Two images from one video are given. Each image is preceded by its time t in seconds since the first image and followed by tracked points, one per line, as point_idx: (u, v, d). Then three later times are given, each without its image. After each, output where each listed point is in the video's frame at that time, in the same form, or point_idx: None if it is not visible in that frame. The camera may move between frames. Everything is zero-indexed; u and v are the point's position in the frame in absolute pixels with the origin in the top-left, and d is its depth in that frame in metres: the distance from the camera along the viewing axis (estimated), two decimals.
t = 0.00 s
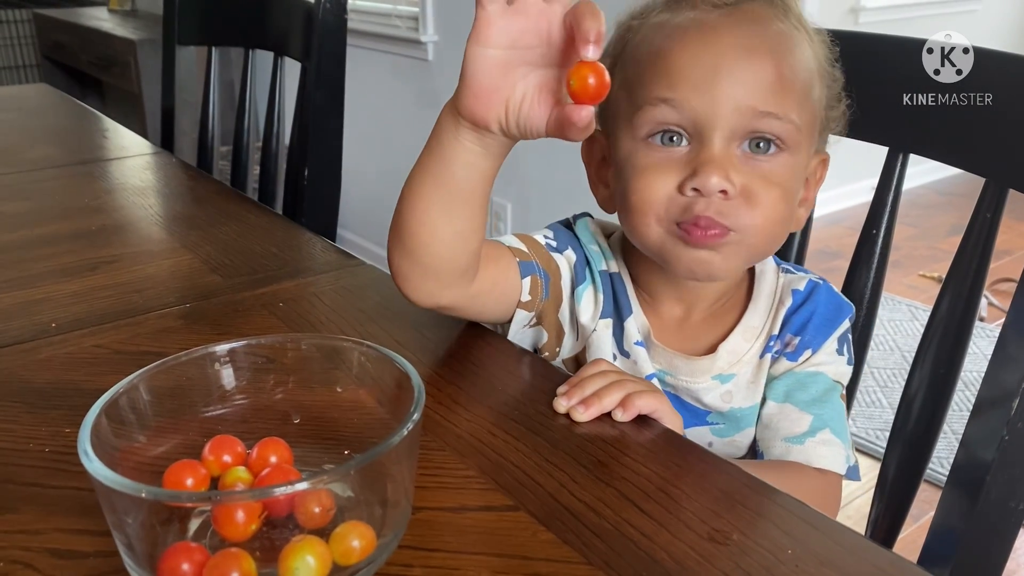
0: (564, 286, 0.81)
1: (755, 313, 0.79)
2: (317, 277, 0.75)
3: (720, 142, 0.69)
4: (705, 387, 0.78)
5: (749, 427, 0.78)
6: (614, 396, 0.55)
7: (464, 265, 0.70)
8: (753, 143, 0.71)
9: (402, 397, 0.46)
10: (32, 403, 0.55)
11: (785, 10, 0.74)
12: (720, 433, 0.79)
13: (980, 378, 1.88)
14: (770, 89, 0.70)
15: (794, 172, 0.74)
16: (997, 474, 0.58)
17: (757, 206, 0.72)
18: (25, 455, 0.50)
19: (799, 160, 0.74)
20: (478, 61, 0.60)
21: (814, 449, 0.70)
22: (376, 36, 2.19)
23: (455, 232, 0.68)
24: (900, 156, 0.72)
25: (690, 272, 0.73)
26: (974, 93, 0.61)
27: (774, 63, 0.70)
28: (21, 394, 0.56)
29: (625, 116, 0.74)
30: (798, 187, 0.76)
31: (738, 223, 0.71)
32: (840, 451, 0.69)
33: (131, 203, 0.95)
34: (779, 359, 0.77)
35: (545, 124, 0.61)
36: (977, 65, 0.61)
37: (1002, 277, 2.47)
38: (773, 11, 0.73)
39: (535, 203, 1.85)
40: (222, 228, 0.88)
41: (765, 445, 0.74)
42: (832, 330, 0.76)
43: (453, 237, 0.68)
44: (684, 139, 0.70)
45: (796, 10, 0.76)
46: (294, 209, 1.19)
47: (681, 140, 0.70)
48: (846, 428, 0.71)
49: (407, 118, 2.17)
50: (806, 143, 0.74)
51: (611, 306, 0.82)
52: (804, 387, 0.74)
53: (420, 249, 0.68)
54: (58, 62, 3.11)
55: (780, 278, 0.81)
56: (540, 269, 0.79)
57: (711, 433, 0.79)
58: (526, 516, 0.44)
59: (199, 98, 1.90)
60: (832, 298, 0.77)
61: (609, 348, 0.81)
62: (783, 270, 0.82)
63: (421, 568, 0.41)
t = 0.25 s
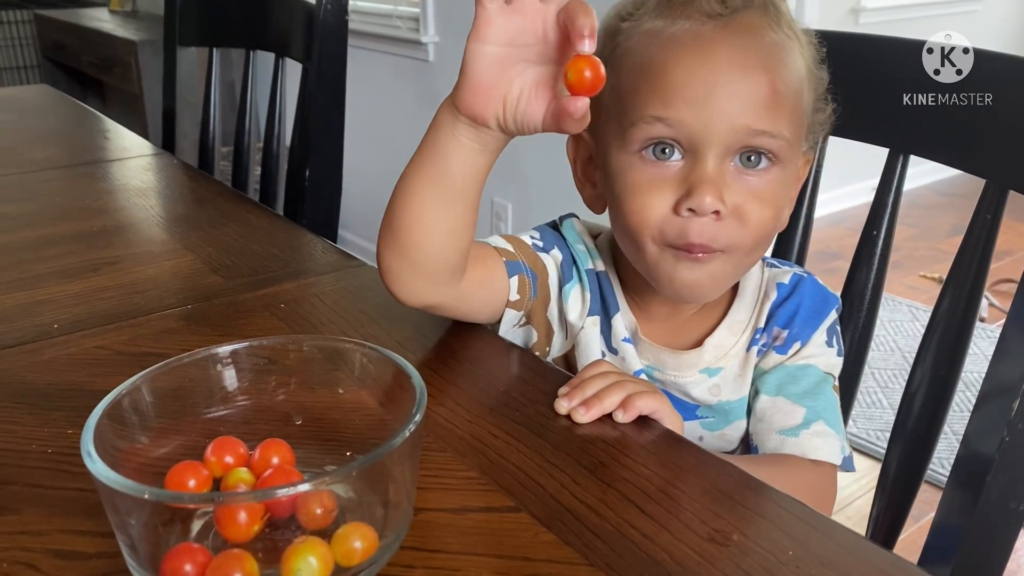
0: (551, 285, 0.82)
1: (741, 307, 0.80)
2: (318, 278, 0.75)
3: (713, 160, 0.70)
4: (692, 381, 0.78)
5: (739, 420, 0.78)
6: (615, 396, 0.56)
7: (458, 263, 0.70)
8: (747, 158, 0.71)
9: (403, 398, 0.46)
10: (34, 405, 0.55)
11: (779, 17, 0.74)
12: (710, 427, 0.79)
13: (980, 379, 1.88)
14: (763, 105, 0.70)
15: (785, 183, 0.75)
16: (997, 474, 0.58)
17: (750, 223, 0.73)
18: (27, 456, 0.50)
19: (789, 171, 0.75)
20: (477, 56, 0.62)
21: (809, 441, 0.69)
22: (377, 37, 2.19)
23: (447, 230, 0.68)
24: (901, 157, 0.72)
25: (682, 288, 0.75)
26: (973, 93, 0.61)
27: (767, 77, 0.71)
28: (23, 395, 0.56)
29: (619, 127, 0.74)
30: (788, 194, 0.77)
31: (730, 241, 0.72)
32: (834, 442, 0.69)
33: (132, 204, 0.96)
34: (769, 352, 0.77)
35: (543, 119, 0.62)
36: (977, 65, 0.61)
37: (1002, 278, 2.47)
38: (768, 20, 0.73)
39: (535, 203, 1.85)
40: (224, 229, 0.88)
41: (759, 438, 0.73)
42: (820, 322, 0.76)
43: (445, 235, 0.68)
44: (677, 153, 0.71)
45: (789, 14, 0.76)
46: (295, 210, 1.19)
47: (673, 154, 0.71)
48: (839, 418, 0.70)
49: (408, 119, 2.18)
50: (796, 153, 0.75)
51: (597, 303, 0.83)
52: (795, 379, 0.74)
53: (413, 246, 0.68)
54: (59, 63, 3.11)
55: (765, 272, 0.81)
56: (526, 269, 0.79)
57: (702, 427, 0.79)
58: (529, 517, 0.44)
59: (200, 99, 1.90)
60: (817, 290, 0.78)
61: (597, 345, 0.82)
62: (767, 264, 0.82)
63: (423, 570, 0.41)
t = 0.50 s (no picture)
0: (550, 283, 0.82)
1: (740, 306, 0.79)
2: (318, 277, 0.75)
3: (702, 167, 0.70)
4: (690, 379, 0.79)
5: (735, 418, 0.78)
6: (614, 395, 0.55)
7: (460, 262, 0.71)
8: (737, 161, 0.71)
9: (401, 397, 0.46)
10: (33, 404, 0.55)
11: (764, 19, 0.74)
12: (707, 425, 0.79)
13: (980, 379, 1.88)
14: (751, 107, 0.70)
15: (777, 182, 0.75)
16: (997, 474, 0.58)
17: (741, 225, 0.73)
18: (25, 455, 0.50)
19: (780, 173, 0.75)
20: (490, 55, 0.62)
21: (806, 440, 0.69)
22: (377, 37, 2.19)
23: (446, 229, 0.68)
24: (901, 156, 0.72)
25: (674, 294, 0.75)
26: (973, 93, 0.61)
27: (753, 81, 0.70)
28: (22, 394, 0.56)
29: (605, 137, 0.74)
30: (780, 194, 0.77)
31: (721, 247, 0.73)
32: (831, 441, 0.69)
33: (131, 204, 0.96)
34: (768, 351, 0.77)
35: (553, 119, 0.63)
36: (977, 64, 0.61)
37: (1002, 278, 2.47)
38: (752, 24, 0.72)
39: (535, 203, 1.85)
40: (223, 229, 0.88)
41: (757, 437, 0.73)
42: (818, 322, 0.76)
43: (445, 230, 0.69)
44: (667, 160, 0.71)
45: (772, 13, 0.75)
46: (295, 209, 1.19)
47: (663, 161, 0.71)
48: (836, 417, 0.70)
49: (408, 119, 2.18)
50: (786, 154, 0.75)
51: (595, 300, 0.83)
52: (793, 379, 0.74)
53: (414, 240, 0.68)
54: (60, 63, 3.11)
55: (765, 272, 0.81)
56: (523, 267, 0.79)
57: (699, 425, 0.79)
58: (527, 516, 0.44)
59: (201, 99, 1.90)
60: (816, 290, 0.78)
61: (596, 343, 0.82)
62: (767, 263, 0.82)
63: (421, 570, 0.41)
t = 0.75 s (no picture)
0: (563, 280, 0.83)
1: (753, 308, 0.78)
2: (318, 277, 0.75)
3: (670, 192, 0.69)
4: (699, 379, 0.78)
5: (743, 420, 0.78)
6: (616, 396, 0.55)
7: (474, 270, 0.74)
8: (709, 178, 0.70)
9: (402, 397, 0.46)
10: (34, 403, 0.55)
11: (736, 29, 0.71)
12: (715, 426, 0.79)
13: (981, 379, 1.88)
14: (717, 128, 0.68)
15: (757, 195, 0.73)
16: (998, 474, 0.58)
17: (718, 244, 0.72)
18: (25, 455, 0.50)
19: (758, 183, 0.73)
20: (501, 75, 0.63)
21: (807, 445, 0.68)
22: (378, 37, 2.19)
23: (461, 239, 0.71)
24: (901, 156, 0.72)
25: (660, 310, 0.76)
26: (973, 93, 0.61)
27: (721, 99, 0.69)
28: (22, 394, 0.56)
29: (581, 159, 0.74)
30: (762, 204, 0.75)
31: (693, 268, 0.72)
32: (833, 447, 0.68)
33: (132, 204, 0.96)
34: (776, 355, 0.76)
35: (567, 134, 0.64)
36: (978, 64, 0.61)
37: (1003, 278, 2.47)
38: (719, 38, 0.70)
39: (536, 203, 1.85)
40: (223, 229, 0.88)
41: (759, 438, 0.73)
42: (829, 328, 0.74)
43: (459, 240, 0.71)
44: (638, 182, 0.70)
45: (746, 19, 0.72)
46: (295, 210, 1.19)
47: (635, 183, 0.70)
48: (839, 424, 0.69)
49: (409, 119, 2.18)
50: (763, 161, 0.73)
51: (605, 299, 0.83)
52: (799, 383, 0.73)
53: (433, 249, 0.71)
54: (60, 64, 3.11)
55: (780, 275, 0.79)
56: (538, 266, 0.81)
57: (707, 425, 0.79)
58: (528, 516, 0.44)
59: (201, 99, 1.90)
60: (830, 296, 0.76)
61: (605, 340, 0.82)
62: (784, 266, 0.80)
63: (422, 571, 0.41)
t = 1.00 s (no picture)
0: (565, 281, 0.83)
1: (757, 313, 0.77)
2: (318, 277, 0.75)
3: (666, 207, 0.68)
4: (696, 382, 0.78)
5: (740, 424, 0.77)
6: (617, 395, 0.55)
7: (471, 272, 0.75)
8: (705, 191, 0.68)
9: (402, 397, 0.46)
10: (34, 403, 0.55)
11: (731, 40, 0.68)
12: (713, 429, 0.78)
13: (982, 378, 1.88)
14: (711, 142, 0.66)
15: (758, 205, 0.72)
16: (999, 474, 0.57)
17: (717, 257, 0.70)
18: (26, 455, 0.50)
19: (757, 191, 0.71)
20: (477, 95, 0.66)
21: (807, 453, 0.66)
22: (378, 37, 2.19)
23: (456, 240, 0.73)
24: (902, 156, 0.72)
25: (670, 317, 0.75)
26: (974, 93, 0.61)
27: (715, 112, 0.67)
28: (23, 394, 0.56)
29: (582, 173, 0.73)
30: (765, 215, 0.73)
31: (693, 281, 0.71)
32: (834, 456, 0.66)
33: (132, 204, 0.95)
34: (779, 362, 0.74)
35: (544, 146, 0.65)
36: (978, 63, 0.61)
37: (1004, 278, 2.47)
38: (712, 50, 0.68)
39: (537, 203, 1.85)
40: (224, 229, 0.88)
41: (760, 446, 0.70)
42: (833, 337, 0.72)
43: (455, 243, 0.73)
44: (635, 197, 0.69)
45: (743, 29, 0.70)
46: (295, 210, 1.19)
47: (632, 197, 0.69)
48: (841, 433, 0.67)
49: (409, 119, 2.17)
50: (761, 168, 0.70)
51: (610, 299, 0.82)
52: (801, 392, 0.70)
53: (434, 260, 0.72)
54: (60, 64, 3.11)
55: (787, 283, 0.77)
56: (537, 269, 0.82)
57: (705, 428, 0.79)
58: (529, 515, 0.44)
59: (201, 99, 1.90)
60: (836, 305, 0.74)
61: (607, 341, 0.81)
62: (793, 273, 0.79)
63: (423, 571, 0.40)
